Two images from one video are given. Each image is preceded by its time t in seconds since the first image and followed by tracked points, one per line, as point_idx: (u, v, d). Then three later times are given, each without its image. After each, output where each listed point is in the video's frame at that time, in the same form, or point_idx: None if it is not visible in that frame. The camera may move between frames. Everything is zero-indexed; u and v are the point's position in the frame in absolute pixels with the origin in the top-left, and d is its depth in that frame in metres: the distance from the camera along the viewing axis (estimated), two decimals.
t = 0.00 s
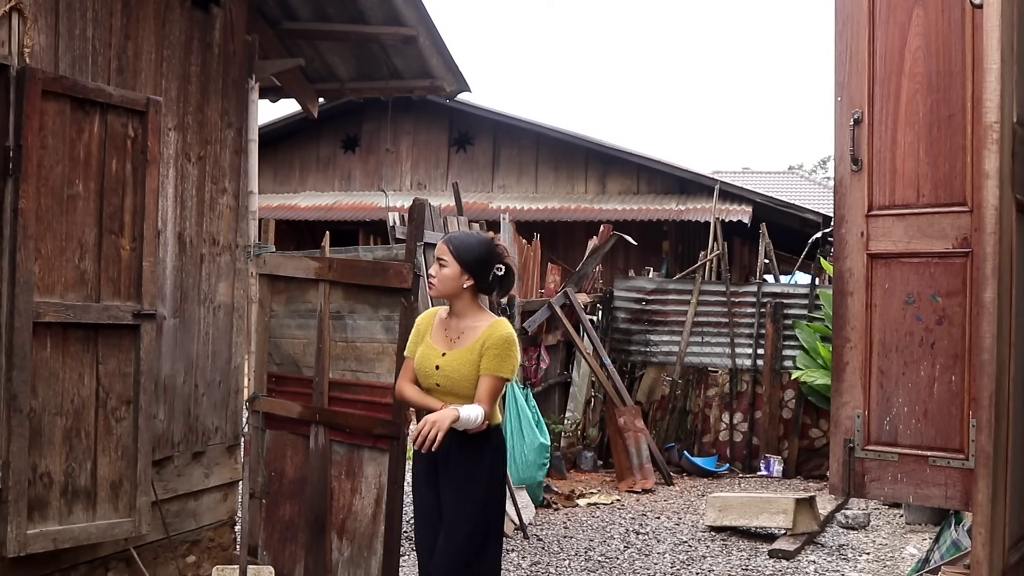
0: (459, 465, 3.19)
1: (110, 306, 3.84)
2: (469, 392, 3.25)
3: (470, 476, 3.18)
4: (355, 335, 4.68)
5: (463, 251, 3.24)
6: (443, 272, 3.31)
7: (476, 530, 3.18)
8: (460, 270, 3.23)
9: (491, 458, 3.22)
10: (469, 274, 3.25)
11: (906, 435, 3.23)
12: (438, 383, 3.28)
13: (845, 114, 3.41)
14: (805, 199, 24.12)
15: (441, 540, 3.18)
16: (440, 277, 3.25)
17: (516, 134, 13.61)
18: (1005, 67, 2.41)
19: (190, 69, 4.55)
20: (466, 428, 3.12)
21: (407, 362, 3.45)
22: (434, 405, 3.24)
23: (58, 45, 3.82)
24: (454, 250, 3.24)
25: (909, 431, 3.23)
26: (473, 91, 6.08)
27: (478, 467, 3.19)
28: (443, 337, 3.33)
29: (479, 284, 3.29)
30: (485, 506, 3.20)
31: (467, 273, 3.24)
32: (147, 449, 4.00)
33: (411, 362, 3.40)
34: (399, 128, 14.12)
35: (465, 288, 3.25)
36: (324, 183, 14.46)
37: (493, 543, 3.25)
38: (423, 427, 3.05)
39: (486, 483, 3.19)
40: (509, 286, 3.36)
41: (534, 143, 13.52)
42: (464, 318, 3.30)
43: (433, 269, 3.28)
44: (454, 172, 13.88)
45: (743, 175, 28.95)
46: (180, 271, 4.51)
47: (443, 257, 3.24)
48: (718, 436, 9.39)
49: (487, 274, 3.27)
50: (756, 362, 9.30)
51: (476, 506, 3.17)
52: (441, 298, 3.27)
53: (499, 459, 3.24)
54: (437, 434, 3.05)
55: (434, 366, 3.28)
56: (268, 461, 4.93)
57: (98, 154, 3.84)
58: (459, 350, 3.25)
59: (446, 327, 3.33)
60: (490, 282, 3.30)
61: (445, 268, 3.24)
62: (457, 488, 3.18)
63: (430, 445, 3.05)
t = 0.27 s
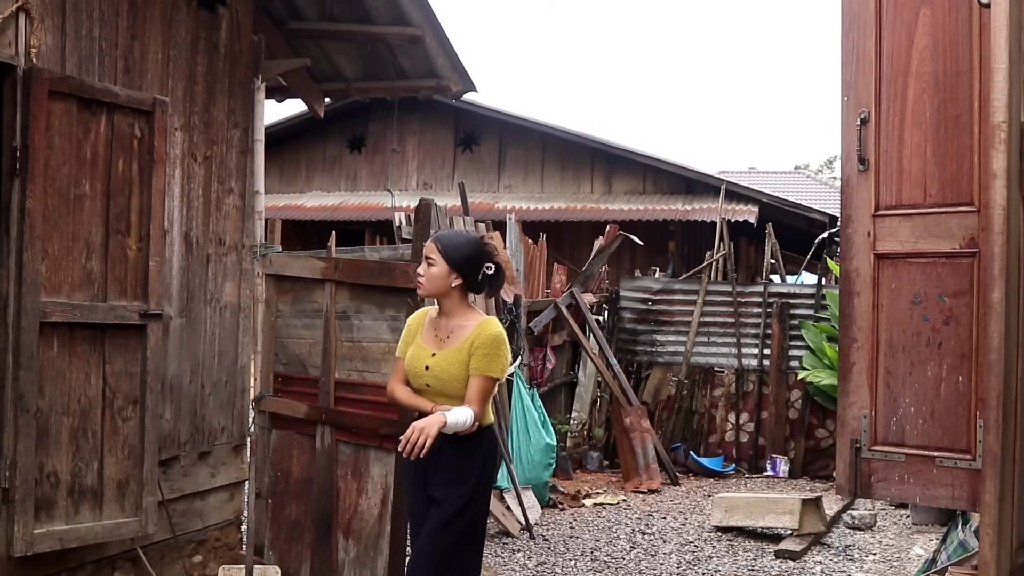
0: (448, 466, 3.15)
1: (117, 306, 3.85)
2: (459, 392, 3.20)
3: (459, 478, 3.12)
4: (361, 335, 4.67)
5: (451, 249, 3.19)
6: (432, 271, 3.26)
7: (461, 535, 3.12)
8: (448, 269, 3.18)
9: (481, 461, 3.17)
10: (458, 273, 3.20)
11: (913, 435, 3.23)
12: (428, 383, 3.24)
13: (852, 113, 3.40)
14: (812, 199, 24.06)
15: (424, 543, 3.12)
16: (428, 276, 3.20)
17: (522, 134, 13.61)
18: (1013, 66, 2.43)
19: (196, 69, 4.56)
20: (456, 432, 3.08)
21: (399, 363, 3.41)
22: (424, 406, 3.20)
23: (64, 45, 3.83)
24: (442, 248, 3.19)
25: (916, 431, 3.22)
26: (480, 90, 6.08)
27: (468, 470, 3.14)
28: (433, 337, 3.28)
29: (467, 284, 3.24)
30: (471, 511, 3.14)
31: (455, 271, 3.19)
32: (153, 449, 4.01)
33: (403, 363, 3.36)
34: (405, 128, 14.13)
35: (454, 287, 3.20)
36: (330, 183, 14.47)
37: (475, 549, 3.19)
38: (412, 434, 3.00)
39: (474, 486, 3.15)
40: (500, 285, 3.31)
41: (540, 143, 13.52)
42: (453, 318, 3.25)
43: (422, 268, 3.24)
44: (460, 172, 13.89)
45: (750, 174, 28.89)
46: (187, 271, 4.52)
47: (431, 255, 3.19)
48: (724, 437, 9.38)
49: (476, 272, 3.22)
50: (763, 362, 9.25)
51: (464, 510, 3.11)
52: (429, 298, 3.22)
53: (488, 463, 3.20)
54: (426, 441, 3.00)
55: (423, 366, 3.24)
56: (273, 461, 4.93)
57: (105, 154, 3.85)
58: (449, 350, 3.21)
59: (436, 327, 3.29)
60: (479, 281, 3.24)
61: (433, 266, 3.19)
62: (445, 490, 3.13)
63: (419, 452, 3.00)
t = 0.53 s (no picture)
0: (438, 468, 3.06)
1: (123, 305, 3.86)
2: (451, 393, 3.11)
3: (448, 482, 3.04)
4: (368, 335, 4.69)
5: (442, 248, 3.09)
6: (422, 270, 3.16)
7: (447, 540, 3.04)
8: (439, 267, 3.08)
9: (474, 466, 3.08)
10: (449, 272, 3.10)
11: (920, 435, 3.21)
12: (419, 384, 3.14)
13: (859, 113, 3.39)
14: (818, 199, 24.00)
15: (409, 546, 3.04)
16: (418, 274, 3.11)
17: (528, 134, 13.60)
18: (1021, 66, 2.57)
19: (202, 69, 4.56)
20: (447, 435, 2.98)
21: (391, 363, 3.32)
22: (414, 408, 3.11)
23: (71, 45, 3.84)
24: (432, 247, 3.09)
25: (922, 431, 3.21)
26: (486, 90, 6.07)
27: (458, 473, 3.05)
28: (423, 337, 3.19)
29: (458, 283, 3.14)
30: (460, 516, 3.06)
31: (446, 270, 3.09)
32: (160, 449, 4.02)
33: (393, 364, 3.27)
34: (411, 127, 14.13)
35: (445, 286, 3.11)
36: (336, 183, 14.48)
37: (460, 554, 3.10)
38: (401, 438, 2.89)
39: (464, 491, 3.06)
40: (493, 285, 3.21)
41: (546, 142, 13.51)
42: (444, 318, 3.15)
43: (412, 267, 3.14)
44: (466, 171, 13.89)
45: (756, 174, 28.83)
46: (193, 271, 4.53)
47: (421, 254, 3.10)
48: (730, 437, 9.35)
49: (468, 271, 3.12)
50: (769, 361, 9.27)
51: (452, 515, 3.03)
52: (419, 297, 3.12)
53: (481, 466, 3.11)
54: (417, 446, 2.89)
55: (414, 367, 3.14)
56: (280, 460, 4.95)
57: (111, 153, 3.86)
58: (439, 351, 3.11)
59: (427, 326, 3.19)
60: (470, 280, 3.14)
61: (424, 265, 3.09)
62: (434, 492, 3.04)
63: (410, 458, 2.88)
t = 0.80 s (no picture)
0: (427, 472, 2.99)
1: (129, 305, 3.87)
2: (438, 395, 3.03)
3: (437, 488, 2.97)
4: (374, 334, 4.72)
5: (432, 246, 3.03)
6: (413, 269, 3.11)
7: (436, 545, 2.98)
8: (428, 265, 3.02)
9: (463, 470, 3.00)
10: (439, 271, 3.04)
11: (927, 435, 3.21)
12: (407, 386, 3.07)
13: (865, 112, 3.38)
14: (824, 199, 23.96)
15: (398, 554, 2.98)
16: (408, 273, 3.04)
17: (534, 134, 13.60)
18: None
19: (208, 68, 4.57)
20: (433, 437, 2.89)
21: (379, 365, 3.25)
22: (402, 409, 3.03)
23: (77, 45, 3.85)
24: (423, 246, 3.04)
25: (929, 431, 3.21)
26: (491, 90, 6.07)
27: (446, 479, 2.98)
28: (412, 338, 3.12)
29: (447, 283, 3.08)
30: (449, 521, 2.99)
31: (436, 269, 3.03)
32: (166, 448, 4.03)
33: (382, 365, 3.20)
34: (416, 127, 14.14)
35: (435, 285, 3.04)
36: (342, 182, 14.49)
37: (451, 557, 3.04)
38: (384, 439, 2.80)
39: (454, 496, 2.99)
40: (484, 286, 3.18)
41: (551, 142, 13.51)
42: (433, 318, 3.09)
43: (403, 266, 3.08)
44: (471, 171, 13.89)
45: (762, 173, 28.79)
46: (199, 271, 4.54)
47: (412, 252, 3.04)
48: (736, 436, 9.35)
49: (458, 270, 3.06)
50: (775, 361, 9.21)
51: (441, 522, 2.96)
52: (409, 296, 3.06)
53: (470, 468, 3.04)
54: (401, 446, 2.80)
55: (402, 368, 3.07)
56: (285, 460, 4.92)
57: (117, 153, 3.87)
58: (428, 351, 3.04)
59: (416, 327, 3.13)
60: (460, 280, 3.08)
61: (414, 263, 3.04)
62: (423, 497, 2.98)
63: (392, 459, 2.79)
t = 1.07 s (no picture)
0: (409, 478, 2.90)
1: (136, 304, 3.88)
2: (424, 401, 2.94)
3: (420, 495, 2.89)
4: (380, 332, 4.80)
5: (422, 246, 2.93)
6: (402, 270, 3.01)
7: (422, 555, 2.89)
8: (418, 267, 2.93)
9: (445, 475, 2.92)
10: (428, 273, 2.95)
11: (934, 435, 3.20)
12: (392, 390, 2.97)
13: (872, 111, 3.37)
14: (832, 199, 23.92)
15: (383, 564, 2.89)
16: (397, 274, 2.95)
17: (541, 133, 13.60)
18: None
19: (215, 68, 4.58)
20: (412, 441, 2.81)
21: (366, 369, 3.15)
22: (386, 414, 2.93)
23: (85, 45, 3.86)
24: (414, 246, 2.94)
25: (936, 432, 3.19)
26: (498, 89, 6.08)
27: (430, 484, 2.89)
28: (400, 341, 3.02)
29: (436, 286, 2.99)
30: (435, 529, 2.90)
31: (426, 271, 2.93)
32: (173, 447, 4.04)
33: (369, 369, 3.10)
34: (423, 126, 14.15)
35: (424, 287, 2.95)
36: (349, 182, 14.50)
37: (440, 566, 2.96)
38: (361, 441, 2.71)
39: (439, 501, 2.90)
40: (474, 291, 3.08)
41: (558, 142, 13.51)
42: (421, 322, 2.99)
43: (392, 266, 2.99)
44: (478, 171, 13.90)
45: (770, 173, 28.73)
46: (206, 270, 4.54)
47: (402, 253, 2.94)
48: (743, 436, 9.32)
49: (449, 272, 2.97)
50: (781, 361, 9.23)
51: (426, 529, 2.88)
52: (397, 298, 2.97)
53: (453, 473, 2.95)
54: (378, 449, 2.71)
55: (388, 372, 2.98)
56: (292, 460, 4.95)
57: (125, 153, 3.88)
58: (415, 355, 2.95)
59: (405, 330, 3.03)
60: (450, 283, 2.98)
61: (404, 264, 2.94)
62: (405, 504, 2.89)
63: (367, 463, 2.70)
